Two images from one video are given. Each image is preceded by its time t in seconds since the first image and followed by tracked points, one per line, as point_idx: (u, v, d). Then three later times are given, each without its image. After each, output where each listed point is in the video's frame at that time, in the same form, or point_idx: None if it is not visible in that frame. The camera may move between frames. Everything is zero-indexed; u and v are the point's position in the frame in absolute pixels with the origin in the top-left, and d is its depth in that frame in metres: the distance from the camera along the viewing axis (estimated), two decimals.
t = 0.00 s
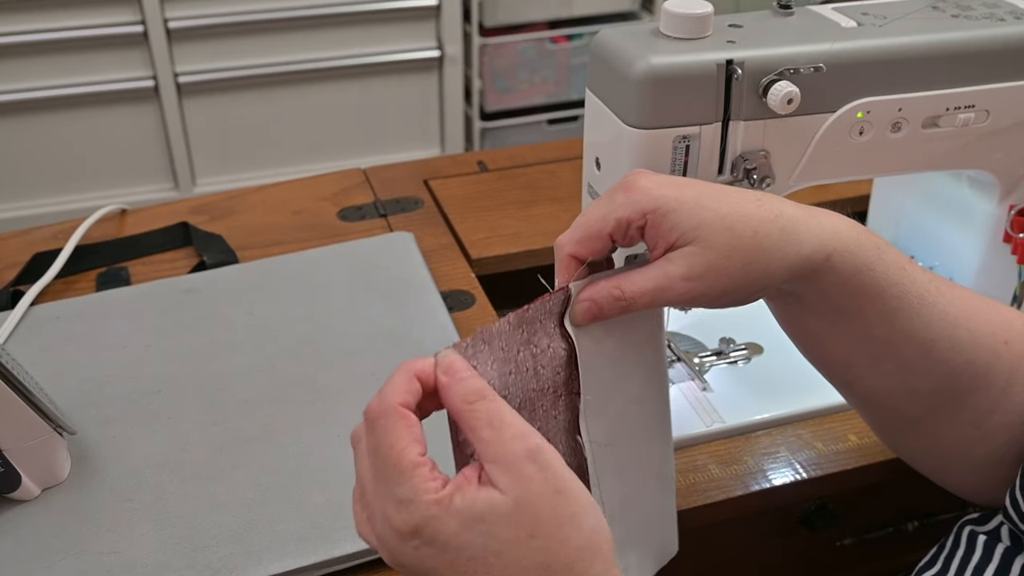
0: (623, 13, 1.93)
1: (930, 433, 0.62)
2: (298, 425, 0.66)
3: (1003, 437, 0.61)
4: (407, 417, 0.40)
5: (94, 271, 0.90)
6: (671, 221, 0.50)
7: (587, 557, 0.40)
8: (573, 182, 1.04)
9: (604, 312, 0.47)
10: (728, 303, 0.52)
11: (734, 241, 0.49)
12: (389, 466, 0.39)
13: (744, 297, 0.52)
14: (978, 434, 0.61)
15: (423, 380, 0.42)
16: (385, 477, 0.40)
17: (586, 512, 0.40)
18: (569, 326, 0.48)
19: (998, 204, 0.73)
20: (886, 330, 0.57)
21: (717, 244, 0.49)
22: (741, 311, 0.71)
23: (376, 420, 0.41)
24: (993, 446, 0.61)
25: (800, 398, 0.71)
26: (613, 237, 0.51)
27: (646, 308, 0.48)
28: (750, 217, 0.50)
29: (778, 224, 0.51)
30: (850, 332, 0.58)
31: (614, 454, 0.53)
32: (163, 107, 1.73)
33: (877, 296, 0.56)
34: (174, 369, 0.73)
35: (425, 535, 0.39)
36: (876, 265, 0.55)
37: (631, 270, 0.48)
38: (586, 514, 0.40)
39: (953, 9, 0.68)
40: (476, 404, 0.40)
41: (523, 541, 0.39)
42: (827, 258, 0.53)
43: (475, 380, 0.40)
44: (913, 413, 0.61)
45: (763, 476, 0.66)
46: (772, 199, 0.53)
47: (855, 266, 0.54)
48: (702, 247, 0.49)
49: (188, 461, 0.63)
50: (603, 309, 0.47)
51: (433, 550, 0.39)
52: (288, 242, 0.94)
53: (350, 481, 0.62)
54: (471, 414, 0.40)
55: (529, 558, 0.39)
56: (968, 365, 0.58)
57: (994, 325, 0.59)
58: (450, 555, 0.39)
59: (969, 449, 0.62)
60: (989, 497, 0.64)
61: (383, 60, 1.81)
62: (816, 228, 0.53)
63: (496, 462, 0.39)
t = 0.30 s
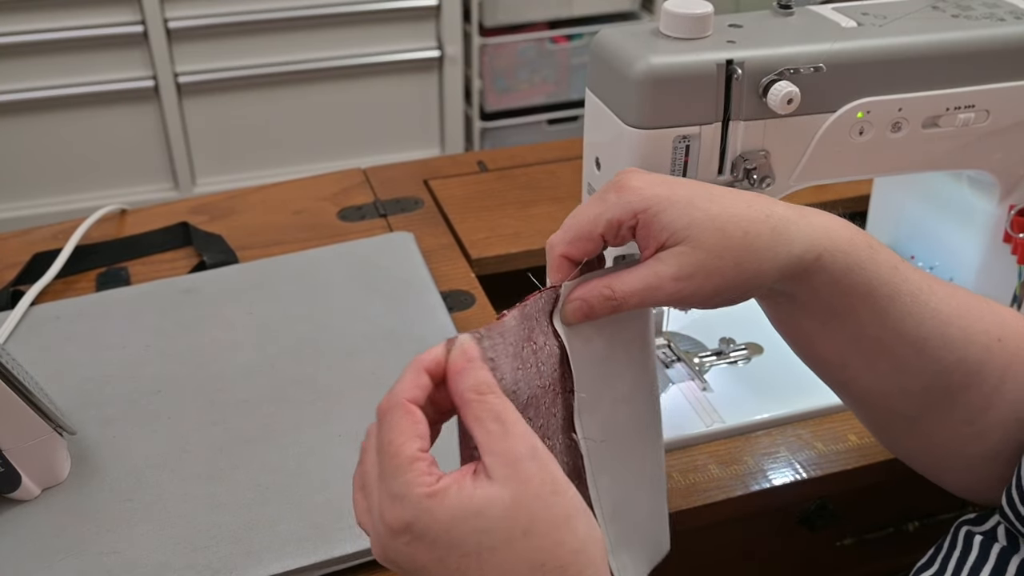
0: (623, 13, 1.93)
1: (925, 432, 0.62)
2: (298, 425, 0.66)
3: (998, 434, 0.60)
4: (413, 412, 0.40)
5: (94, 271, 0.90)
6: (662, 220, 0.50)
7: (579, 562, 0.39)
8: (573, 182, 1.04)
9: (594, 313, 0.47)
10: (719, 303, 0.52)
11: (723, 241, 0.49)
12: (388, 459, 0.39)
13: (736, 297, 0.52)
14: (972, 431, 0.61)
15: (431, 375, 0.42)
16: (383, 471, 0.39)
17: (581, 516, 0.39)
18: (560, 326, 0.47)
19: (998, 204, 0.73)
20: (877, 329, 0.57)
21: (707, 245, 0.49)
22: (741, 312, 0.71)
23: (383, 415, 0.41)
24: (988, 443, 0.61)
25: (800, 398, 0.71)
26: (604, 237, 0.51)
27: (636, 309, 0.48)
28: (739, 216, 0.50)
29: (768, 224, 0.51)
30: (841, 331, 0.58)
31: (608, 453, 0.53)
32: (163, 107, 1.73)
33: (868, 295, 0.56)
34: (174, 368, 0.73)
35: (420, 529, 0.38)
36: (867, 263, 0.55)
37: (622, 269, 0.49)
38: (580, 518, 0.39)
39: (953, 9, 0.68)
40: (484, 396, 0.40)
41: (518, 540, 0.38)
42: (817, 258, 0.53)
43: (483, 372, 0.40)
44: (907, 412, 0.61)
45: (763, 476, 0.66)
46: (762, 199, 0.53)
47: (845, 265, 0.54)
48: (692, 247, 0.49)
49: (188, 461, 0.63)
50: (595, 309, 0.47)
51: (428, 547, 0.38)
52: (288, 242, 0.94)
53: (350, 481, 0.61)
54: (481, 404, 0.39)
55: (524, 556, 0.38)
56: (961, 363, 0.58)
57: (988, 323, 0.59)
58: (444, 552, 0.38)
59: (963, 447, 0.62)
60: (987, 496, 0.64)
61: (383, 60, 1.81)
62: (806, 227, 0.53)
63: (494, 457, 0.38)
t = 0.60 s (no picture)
0: (623, 13, 1.93)
1: (933, 434, 0.62)
2: (298, 425, 0.66)
3: (1005, 438, 0.61)
4: (392, 424, 0.42)
5: (94, 271, 0.90)
6: (677, 220, 0.49)
7: (568, 562, 0.40)
8: (573, 182, 1.04)
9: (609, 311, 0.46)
10: (733, 305, 0.51)
11: (740, 243, 0.49)
12: (372, 471, 0.40)
13: (748, 299, 0.51)
14: (981, 434, 0.61)
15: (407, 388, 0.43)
16: (370, 482, 0.40)
17: (569, 518, 0.41)
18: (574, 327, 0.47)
19: (998, 204, 0.73)
20: (891, 332, 0.57)
21: (724, 246, 0.49)
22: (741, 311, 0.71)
23: (364, 428, 0.42)
24: (995, 446, 0.61)
25: (800, 399, 0.71)
26: (617, 236, 0.51)
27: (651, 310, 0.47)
28: (756, 219, 0.50)
29: (784, 226, 0.51)
30: (855, 333, 0.58)
31: (619, 451, 0.51)
32: (162, 107, 1.73)
33: (884, 298, 0.55)
34: (174, 368, 0.73)
35: (412, 540, 0.39)
36: (884, 267, 0.55)
37: (637, 269, 0.48)
38: (568, 519, 0.41)
39: (953, 9, 0.68)
40: (460, 413, 0.40)
41: (509, 545, 0.39)
42: (834, 260, 0.53)
43: (458, 391, 0.41)
44: (915, 414, 0.61)
45: (763, 476, 0.66)
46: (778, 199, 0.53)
47: (863, 268, 0.54)
48: (708, 248, 0.49)
49: (188, 461, 0.63)
50: (608, 308, 0.46)
51: (422, 558, 0.40)
52: (288, 242, 0.94)
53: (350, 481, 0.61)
54: (456, 422, 0.40)
55: (513, 561, 0.39)
56: (973, 367, 0.58)
57: (1000, 327, 0.59)
58: (437, 561, 0.39)
59: (969, 450, 0.62)
60: (988, 496, 0.64)
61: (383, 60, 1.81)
62: (824, 230, 0.52)
63: (479, 466, 0.40)
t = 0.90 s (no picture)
0: (623, 13, 1.93)
1: (942, 431, 0.62)
2: (298, 425, 0.66)
3: (1013, 438, 0.61)
4: (392, 397, 0.41)
5: (94, 271, 0.90)
6: (693, 210, 0.48)
7: (556, 536, 0.41)
8: (573, 182, 1.04)
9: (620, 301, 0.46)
10: (744, 299, 0.51)
11: (755, 237, 0.49)
12: (371, 443, 0.40)
13: (761, 292, 0.51)
14: (991, 433, 0.61)
15: (409, 360, 0.43)
16: (368, 452, 0.41)
17: (559, 493, 0.42)
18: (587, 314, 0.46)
19: (998, 203, 0.73)
20: (903, 327, 0.57)
21: (739, 239, 0.48)
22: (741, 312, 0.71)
23: (363, 399, 0.42)
24: (1003, 445, 0.61)
25: (800, 399, 0.71)
26: (631, 225, 0.50)
27: (661, 300, 0.47)
28: (773, 211, 0.49)
29: (801, 220, 0.50)
30: (868, 328, 0.57)
31: (625, 437, 0.52)
32: (162, 107, 1.73)
33: (896, 295, 0.55)
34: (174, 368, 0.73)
35: (407, 510, 0.40)
36: (899, 262, 0.54)
37: (649, 259, 0.47)
38: (558, 495, 0.42)
39: (953, 9, 0.68)
40: (458, 390, 0.40)
41: (498, 519, 0.40)
42: (849, 256, 0.52)
43: (456, 366, 0.40)
44: (923, 411, 0.61)
45: (763, 476, 0.66)
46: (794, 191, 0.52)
47: (880, 264, 0.54)
48: (722, 241, 0.48)
49: (188, 461, 0.63)
50: (618, 296, 0.45)
51: (416, 527, 0.41)
52: (287, 242, 0.94)
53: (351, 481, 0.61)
54: (454, 400, 0.40)
55: (501, 535, 0.40)
56: (983, 365, 0.58)
57: (1011, 325, 0.59)
58: (430, 530, 0.41)
59: (978, 448, 0.62)
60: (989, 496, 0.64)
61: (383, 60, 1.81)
62: (842, 224, 0.52)
63: (474, 442, 0.40)
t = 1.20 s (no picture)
0: (623, 13, 1.93)
1: (943, 430, 0.62)
2: (298, 425, 0.66)
3: (1014, 438, 0.61)
4: (392, 386, 0.43)
5: (94, 271, 0.90)
6: (695, 200, 0.49)
7: (524, 541, 0.41)
8: (573, 182, 1.04)
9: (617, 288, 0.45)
10: (745, 293, 0.51)
11: (755, 232, 0.48)
12: (362, 429, 0.43)
13: (762, 287, 0.51)
14: (993, 433, 0.61)
15: (414, 351, 0.45)
16: (357, 437, 0.43)
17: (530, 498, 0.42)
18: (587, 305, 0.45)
19: (998, 203, 0.73)
20: (905, 326, 0.57)
21: (740, 232, 0.48)
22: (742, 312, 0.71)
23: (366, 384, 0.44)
24: (1003, 445, 0.61)
25: (800, 399, 0.71)
26: (634, 212, 0.51)
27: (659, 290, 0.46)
28: (775, 207, 0.49)
29: (803, 217, 0.50)
30: (870, 326, 0.57)
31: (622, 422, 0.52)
32: (162, 107, 1.73)
33: (899, 295, 0.55)
34: (174, 368, 0.73)
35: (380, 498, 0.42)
36: (902, 262, 0.54)
37: (649, 248, 0.46)
38: (529, 499, 0.42)
39: (953, 9, 0.68)
40: (463, 379, 0.41)
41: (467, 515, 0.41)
42: (852, 255, 0.52)
43: (465, 355, 0.42)
44: (924, 410, 0.61)
45: (763, 476, 0.66)
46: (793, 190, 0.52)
47: (882, 263, 0.53)
48: (723, 234, 0.48)
49: (188, 461, 0.63)
50: (618, 284, 0.45)
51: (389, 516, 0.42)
52: (288, 242, 0.94)
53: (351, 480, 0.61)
54: (457, 387, 0.41)
55: (469, 532, 0.41)
56: (985, 365, 0.58)
57: (1014, 325, 0.59)
58: (402, 520, 0.42)
59: (979, 447, 0.62)
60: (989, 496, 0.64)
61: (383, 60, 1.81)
62: (845, 222, 0.52)
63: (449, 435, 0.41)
